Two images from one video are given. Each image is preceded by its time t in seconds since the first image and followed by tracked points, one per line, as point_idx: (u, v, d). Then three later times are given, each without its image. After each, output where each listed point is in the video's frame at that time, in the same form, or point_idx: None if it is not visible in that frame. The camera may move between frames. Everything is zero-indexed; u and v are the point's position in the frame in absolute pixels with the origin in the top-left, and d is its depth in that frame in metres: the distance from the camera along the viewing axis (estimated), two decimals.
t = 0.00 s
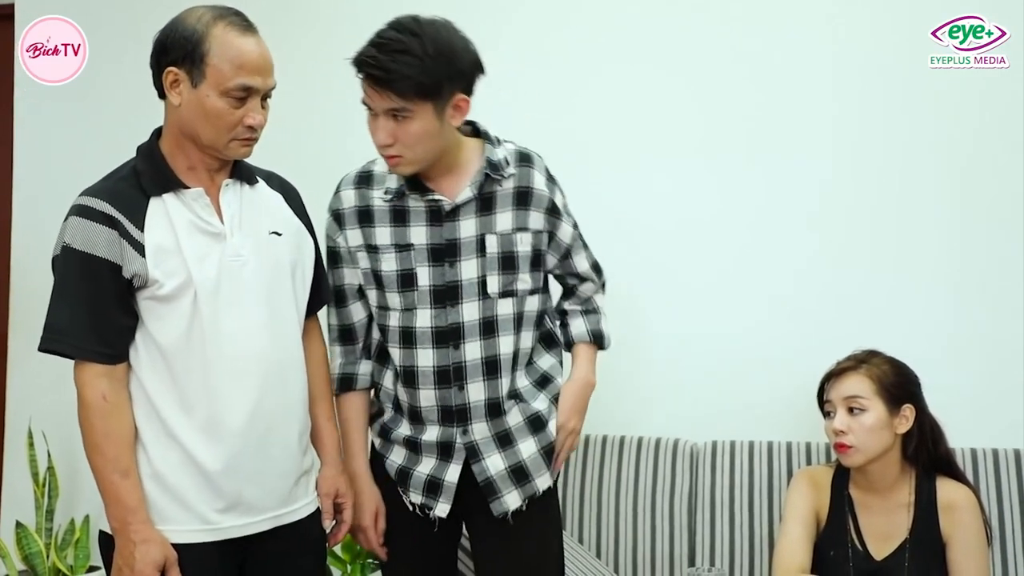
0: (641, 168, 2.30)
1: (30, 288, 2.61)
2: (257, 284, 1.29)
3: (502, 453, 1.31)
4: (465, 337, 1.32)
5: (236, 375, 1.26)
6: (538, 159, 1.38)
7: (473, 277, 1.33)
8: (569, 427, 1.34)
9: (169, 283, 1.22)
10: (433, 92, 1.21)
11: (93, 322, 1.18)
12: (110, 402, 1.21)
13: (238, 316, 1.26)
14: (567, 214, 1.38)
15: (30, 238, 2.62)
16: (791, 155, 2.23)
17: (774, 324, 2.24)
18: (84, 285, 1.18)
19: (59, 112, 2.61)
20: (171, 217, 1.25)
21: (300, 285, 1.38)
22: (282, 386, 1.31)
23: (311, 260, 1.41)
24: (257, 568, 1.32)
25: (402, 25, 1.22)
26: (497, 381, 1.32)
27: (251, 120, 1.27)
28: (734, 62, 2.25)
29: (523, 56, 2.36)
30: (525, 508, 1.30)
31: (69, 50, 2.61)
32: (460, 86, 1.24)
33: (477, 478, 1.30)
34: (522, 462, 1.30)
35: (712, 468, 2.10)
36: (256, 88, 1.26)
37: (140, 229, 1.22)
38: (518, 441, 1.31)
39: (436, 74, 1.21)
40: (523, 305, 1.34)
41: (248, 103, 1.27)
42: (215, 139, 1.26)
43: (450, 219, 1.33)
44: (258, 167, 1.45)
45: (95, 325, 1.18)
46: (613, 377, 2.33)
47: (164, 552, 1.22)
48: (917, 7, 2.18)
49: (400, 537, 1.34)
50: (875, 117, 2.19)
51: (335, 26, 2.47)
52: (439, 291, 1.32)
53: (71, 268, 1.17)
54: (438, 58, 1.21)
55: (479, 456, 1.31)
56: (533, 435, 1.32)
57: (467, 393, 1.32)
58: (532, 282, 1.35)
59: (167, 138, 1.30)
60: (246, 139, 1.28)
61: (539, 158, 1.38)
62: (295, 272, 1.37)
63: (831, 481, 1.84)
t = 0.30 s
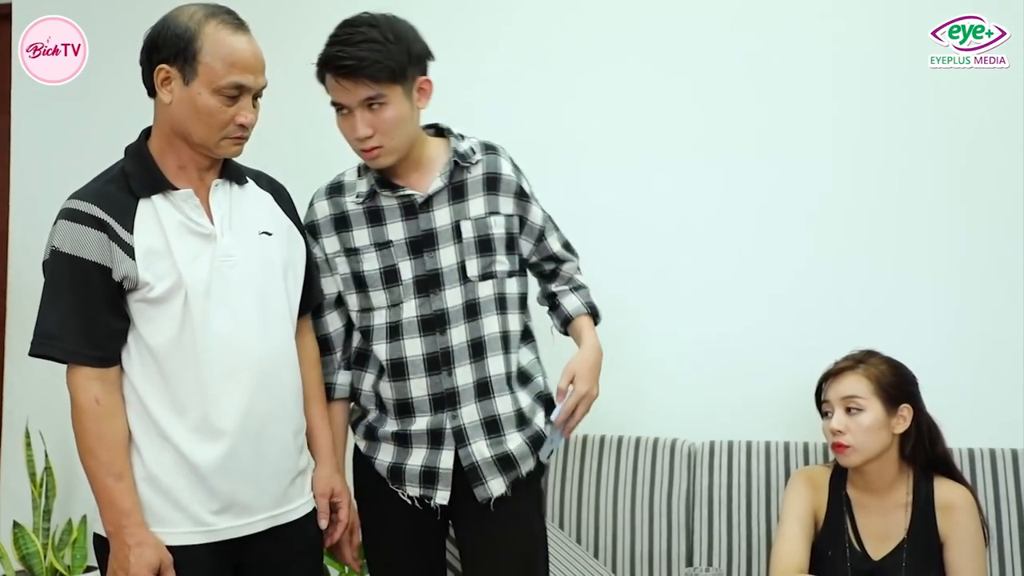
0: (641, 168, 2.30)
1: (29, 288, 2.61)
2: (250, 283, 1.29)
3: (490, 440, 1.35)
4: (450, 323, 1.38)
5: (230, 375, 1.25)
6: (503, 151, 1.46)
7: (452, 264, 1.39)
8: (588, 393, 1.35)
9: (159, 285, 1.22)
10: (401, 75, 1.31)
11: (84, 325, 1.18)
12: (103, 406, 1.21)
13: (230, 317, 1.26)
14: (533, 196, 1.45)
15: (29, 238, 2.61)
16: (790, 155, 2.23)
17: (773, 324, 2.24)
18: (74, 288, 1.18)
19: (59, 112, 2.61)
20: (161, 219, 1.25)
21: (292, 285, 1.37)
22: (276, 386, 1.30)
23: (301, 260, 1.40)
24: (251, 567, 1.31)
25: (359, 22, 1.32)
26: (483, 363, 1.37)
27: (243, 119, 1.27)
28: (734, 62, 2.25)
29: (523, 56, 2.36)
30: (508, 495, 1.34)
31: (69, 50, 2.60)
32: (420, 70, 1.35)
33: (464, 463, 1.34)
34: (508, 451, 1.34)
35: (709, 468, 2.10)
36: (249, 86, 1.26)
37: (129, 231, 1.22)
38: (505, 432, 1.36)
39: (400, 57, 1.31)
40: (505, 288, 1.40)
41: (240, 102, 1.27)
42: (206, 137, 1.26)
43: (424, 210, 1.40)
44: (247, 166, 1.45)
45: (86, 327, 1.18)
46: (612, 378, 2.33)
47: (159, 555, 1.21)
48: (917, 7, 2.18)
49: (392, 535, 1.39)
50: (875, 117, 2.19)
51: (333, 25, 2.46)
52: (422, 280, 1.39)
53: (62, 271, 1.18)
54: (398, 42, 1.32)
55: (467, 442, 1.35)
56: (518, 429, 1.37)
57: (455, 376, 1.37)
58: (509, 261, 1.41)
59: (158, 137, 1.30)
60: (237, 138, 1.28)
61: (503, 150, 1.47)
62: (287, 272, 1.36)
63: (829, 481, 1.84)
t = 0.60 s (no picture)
0: (641, 169, 2.30)
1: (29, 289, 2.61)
2: (243, 285, 1.29)
3: (482, 431, 1.35)
4: (443, 317, 1.38)
5: (223, 378, 1.25)
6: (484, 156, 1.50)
7: (444, 259, 1.40)
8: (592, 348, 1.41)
9: (155, 286, 1.21)
10: (392, 77, 1.34)
11: (77, 326, 1.17)
12: (96, 407, 1.20)
13: (224, 318, 1.26)
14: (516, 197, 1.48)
15: (29, 239, 2.61)
16: (790, 155, 2.23)
17: (772, 324, 2.24)
18: (68, 288, 1.16)
19: (59, 113, 2.61)
20: (157, 220, 1.24)
21: (286, 286, 1.38)
22: (268, 388, 1.30)
23: (296, 262, 1.41)
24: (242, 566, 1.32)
25: (344, 28, 1.34)
26: (476, 355, 1.37)
27: (246, 119, 1.28)
28: (735, 62, 2.24)
29: (523, 56, 2.36)
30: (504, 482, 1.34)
31: (69, 50, 2.60)
32: (406, 72, 1.38)
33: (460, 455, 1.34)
34: (500, 441, 1.34)
35: (707, 469, 2.10)
36: (253, 87, 1.27)
37: (124, 232, 1.21)
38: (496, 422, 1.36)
39: (390, 59, 1.34)
40: (492, 284, 1.41)
41: (242, 103, 1.27)
42: (210, 138, 1.27)
43: (417, 210, 1.41)
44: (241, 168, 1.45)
45: (79, 328, 1.17)
46: (612, 378, 2.33)
47: (149, 558, 1.20)
48: (917, 6, 2.18)
49: (394, 534, 1.39)
50: (874, 117, 2.20)
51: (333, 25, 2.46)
52: (415, 277, 1.40)
53: (55, 271, 1.16)
54: (385, 45, 1.35)
55: (461, 433, 1.35)
56: (508, 421, 1.36)
57: (449, 368, 1.37)
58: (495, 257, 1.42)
59: (156, 137, 1.29)
60: (239, 139, 1.29)
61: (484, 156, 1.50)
62: (280, 274, 1.37)
63: (827, 482, 1.84)
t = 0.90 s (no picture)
0: (641, 169, 2.30)
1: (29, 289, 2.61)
2: (240, 285, 1.29)
3: (489, 435, 1.36)
4: (451, 321, 1.39)
5: (218, 378, 1.25)
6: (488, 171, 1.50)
7: (453, 266, 1.41)
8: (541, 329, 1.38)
9: (153, 285, 1.21)
10: (416, 88, 1.36)
11: (76, 325, 1.17)
12: (92, 407, 1.19)
13: (221, 318, 1.26)
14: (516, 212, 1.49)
15: (28, 240, 2.60)
16: (790, 155, 2.23)
17: (772, 324, 2.24)
18: (67, 287, 1.16)
19: (59, 113, 2.60)
20: (156, 218, 1.24)
21: (281, 287, 1.38)
22: (263, 388, 1.30)
23: (290, 262, 1.41)
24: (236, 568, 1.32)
25: (371, 37, 1.36)
26: (484, 359, 1.39)
27: (246, 119, 1.28)
28: (735, 62, 2.25)
29: (523, 56, 2.36)
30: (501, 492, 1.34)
31: (69, 51, 2.60)
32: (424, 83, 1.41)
33: (464, 456, 1.35)
34: (506, 447, 1.36)
35: (706, 470, 2.10)
36: (253, 87, 1.28)
37: (123, 231, 1.21)
38: (503, 426, 1.37)
39: (414, 70, 1.37)
40: (497, 292, 1.43)
41: (242, 103, 1.28)
42: (210, 138, 1.27)
43: (426, 217, 1.42)
44: (236, 170, 1.46)
45: (78, 328, 1.17)
46: (611, 379, 2.32)
47: (146, 559, 1.19)
48: (917, 6, 2.18)
49: (399, 534, 1.38)
50: (874, 117, 2.20)
51: (332, 25, 2.46)
52: (423, 281, 1.40)
53: (54, 269, 1.16)
54: (410, 56, 1.37)
55: (467, 435, 1.36)
56: (514, 427, 1.39)
57: (456, 371, 1.38)
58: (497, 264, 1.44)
59: (154, 137, 1.29)
60: (239, 139, 1.29)
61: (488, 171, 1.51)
62: (275, 275, 1.37)
63: (826, 483, 1.84)
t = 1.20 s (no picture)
0: (642, 169, 2.30)
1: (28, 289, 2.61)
2: (240, 284, 1.29)
3: (498, 446, 1.30)
4: (470, 327, 1.32)
5: (218, 377, 1.25)
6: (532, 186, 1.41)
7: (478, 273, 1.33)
8: (502, 308, 1.25)
9: (154, 283, 1.21)
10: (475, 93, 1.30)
11: (78, 322, 1.16)
12: (94, 405, 1.19)
13: (221, 317, 1.26)
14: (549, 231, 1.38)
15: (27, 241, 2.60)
16: (790, 155, 2.23)
17: (772, 324, 2.24)
18: (68, 284, 1.15)
19: (59, 113, 2.60)
20: (158, 216, 1.24)
21: (279, 287, 1.39)
22: (263, 387, 1.31)
23: (287, 262, 1.42)
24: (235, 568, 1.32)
25: (436, 35, 1.28)
26: (500, 369, 1.31)
27: (245, 119, 1.29)
28: (736, 62, 2.25)
29: (524, 56, 2.36)
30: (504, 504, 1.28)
31: (69, 50, 2.59)
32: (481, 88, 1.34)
33: (471, 464, 1.29)
34: (514, 460, 1.29)
35: (704, 471, 2.10)
36: (252, 87, 1.29)
37: (125, 228, 1.20)
38: (514, 438, 1.30)
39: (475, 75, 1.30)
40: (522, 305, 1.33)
41: (242, 103, 1.28)
42: (210, 138, 1.27)
43: (458, 221, 1.34)
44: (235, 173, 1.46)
45: (80, 324, 1.16)
46: (612, 379, 2.32)
47: (148, 558, 1.19)
48: (917, 6, 2.18)
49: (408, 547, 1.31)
50: (875, 117, 2.20)
51: (332, 24, 2.46)
52: (449, 285, 1.33)
53: (56, 266, 1.15)
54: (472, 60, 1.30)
55: (478, 443, 1.29)
56: (526, 439, 1.31)
57: (472, 377, 1.31)
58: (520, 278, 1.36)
59: (153, 137, 1.28)
60: (238, 139, 1.30)
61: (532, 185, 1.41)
62: (273, 274, 1.37)
63: (823, 483, 1.84)
